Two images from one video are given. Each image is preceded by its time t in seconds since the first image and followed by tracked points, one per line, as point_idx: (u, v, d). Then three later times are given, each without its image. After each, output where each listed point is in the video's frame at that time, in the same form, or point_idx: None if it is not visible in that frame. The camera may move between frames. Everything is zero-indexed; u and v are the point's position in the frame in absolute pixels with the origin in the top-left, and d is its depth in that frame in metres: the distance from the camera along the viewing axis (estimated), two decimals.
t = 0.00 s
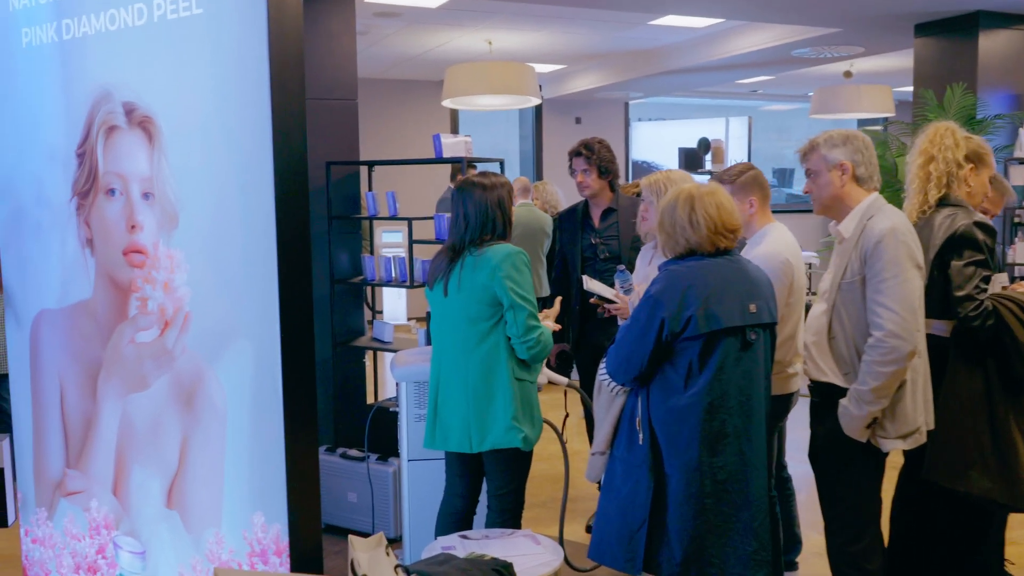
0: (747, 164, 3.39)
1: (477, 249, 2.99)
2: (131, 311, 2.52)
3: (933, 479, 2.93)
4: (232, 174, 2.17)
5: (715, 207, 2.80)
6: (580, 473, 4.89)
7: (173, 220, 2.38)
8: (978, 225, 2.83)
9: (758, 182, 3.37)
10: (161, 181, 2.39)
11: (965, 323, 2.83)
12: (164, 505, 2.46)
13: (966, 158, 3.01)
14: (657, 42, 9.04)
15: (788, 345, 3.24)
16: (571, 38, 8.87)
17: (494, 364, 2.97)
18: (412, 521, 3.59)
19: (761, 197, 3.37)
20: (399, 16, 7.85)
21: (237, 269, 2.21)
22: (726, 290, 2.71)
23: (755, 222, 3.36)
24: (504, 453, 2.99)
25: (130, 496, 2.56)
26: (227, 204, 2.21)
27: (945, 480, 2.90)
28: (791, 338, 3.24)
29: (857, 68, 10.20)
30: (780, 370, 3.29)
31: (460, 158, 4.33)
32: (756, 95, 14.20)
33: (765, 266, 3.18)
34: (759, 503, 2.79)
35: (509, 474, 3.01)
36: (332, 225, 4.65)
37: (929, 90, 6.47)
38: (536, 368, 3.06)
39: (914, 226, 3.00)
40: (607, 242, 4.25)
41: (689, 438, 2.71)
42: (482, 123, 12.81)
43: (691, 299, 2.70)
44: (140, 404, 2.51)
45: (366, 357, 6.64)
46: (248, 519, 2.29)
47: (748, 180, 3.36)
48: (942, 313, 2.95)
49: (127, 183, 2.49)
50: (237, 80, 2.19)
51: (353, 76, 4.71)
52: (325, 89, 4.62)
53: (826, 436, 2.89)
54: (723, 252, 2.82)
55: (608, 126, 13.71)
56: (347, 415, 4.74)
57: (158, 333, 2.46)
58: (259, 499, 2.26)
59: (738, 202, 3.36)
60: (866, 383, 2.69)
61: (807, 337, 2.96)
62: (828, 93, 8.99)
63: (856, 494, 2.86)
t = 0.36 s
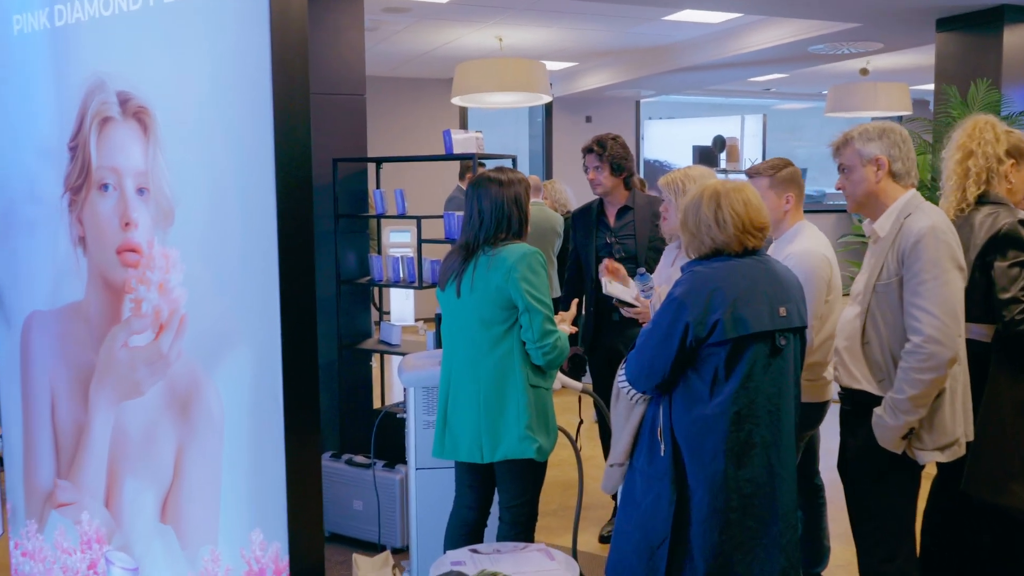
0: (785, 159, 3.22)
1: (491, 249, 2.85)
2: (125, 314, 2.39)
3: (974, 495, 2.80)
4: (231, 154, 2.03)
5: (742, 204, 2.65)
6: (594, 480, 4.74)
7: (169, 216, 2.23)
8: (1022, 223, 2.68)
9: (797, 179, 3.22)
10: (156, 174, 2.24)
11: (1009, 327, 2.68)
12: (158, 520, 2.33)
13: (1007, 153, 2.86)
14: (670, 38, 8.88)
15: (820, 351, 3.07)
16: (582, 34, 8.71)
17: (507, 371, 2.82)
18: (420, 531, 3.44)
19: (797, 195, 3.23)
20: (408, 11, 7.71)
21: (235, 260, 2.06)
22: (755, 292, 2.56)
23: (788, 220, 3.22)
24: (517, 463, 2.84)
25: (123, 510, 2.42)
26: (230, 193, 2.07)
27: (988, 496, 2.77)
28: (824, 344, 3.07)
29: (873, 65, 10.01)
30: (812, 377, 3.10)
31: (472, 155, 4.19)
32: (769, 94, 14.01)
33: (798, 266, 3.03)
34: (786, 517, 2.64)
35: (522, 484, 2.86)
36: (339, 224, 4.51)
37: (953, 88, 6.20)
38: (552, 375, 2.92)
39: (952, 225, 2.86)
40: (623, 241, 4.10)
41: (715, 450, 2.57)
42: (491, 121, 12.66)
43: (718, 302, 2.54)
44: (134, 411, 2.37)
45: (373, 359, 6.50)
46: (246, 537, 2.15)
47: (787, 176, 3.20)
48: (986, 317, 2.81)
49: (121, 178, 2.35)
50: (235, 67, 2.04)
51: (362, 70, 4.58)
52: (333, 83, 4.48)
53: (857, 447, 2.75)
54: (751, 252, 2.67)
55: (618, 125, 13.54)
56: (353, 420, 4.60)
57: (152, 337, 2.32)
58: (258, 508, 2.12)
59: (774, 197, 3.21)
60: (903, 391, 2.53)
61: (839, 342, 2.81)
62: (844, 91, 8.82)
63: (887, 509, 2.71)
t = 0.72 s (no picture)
0: (757, 159, 3.14)
1: (448, 255, 2.72)
2: (51, 324, 2.11)
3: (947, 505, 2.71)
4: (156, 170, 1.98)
5: (711, 207, 2.54)
6: (556, 490, 4.61)
7: (103, 218, 2.04)
8: (999, 228, 2.66)
9: (769, 179, 3.12)
10: (88, 171, 2.03)
11: (985, 333, 2.62)
12: (88, 549, 2.12)
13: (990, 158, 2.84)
14: (634, 41, 8.80)
15: (787, 359, 3.00)
16: (546, 37, 8.60)
17: (465, 384, 2.69)
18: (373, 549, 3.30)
19: (768, 197, 3.14)
20: (369, 12, 7.55)
21: (169, 270, 2.00)
22: (724, 299, 2.46)
23: (758, 221, 3.13)
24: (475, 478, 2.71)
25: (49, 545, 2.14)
26: (157, 213, 2.00)
27: (962, 506, 2.69)
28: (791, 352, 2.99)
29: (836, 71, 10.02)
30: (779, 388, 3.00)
31: (431, 156, 4.05)
32: (731, 100, 14.01)
33: (764, 267, 2.92)
34: (756, 534, 2.53)
35: (481, 500, 2.72)
36: (293, 228, 4.35)
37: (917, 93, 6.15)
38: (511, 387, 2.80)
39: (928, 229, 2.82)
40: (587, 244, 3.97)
41: (681, 464, 2.45)
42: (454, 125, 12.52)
43: (685, 310, 2.44)
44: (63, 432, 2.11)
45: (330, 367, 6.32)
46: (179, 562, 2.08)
47: (759, 175, 3.11)
48: (960, 321, 2.74)
49: (49, 175, 2.07)
50: (172, 60, 1.99)
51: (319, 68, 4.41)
52: (289, 82, 4.31)
53: (829, 460, 2.65)
54: (720, 258, 2.56)
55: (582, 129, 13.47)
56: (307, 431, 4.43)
57: (83, 350, 2.08)
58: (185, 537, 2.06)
59: (745, 198, 3.12)
60: (877, 402, 2.44)
61: (811, 350, 2.71)
62: (807, 96, 8.80)
63: (859, 523, 2.61)
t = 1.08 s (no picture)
0: (676, 153, 3.12)
1: (360, 258, 2.59)
2: None
3: (895, 509, 2.68)
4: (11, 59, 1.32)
5: (631, 203, 2.50)
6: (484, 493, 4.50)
7: None
8: (927, 223, 2.64)
9: (689, 174, 3.08)
10: None
11: (923, 329, 2.60)
12: None
13: (905, 155, 2.82)
14: (563, 37, 8.73)
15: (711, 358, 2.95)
16: (474, 33, 8.49)
17: (380, 392, 2.56)
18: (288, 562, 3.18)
19: (688, 192, 3.10)
20: (291, 5, 7.35)
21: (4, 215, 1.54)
22: (646, 298, 2.41)
23: (678, 217, 3.08)
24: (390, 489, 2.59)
25: None
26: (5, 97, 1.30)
27: (912, 508, 2.65)
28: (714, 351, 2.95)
29: (762, 69, 10.10)
30: (702, 388, 3.00)
31: (350, 153, 3.91)
32: (660, 97, 14.06)
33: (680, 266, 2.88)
34: (679, 538, 2.48)
35: (397, 512, 2.61)
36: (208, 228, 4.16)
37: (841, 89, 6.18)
38: (430, 397, 2.67)
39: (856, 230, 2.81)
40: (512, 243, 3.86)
41: (604, 469, 2.39)
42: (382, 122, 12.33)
43: (606, 310, 2.38)
44: None
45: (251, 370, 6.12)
46: None
47: (678, 170, 3.07)
48: (902, 320, 2.71)
49: None
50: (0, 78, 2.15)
51: (233, 62, 4.23)
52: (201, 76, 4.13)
53: (754, 463, 2.59)
54: (641, 255, 2.51)
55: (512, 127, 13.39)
56: (223, 438, 4.26)
57: None
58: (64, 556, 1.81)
59: (663, 194, 3.08)
60: (802, 401, 2.39)
61: (736, 348, 2.65)
62: (734, 93, 8.84)
63: (786, 526, 2.56)
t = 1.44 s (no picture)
0: (553, 159, 3.07)
1: (223, 276, 2.42)
2: None
3: (781, 516, 2.68)
4: None
5: (498, 213, 2.42)
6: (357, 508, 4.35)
7: None
8: (811, 226, 2.68)
9: (564, 180, 3.05)
10: None
11: (806, 332, 2.62)
12: None
13: (793, 160, 2.85)
14: (439, 35, 8.61)
15: (582, 368, 2.91)
16: (347, 30, 8.27)
17: (220, 426, 2.40)
18: None
19: (564, 198, 3.04)
20: None
21: None
22: (511, 314, 2.33)
23: (554, 223, 3.01)
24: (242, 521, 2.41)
25: None
26: None
27: (797, 514, 2.66)
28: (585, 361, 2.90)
29: (637, 70, 10.22)
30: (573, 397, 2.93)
31: (206, 156, 3.68)
32: (539, 96, 14.10)
33: (558, 276, 2.81)
34: (550, 558, 2.42)
35: (252, 543, 2.45)
36: (51, 238, 3.85)
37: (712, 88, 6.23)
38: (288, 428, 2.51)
39: (741, 231, 2.83)
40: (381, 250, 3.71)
41: (471, 490, 2.30)
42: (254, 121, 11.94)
43: (470, 327, 2.28)
44: None
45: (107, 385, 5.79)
46: None
47: (555, 176, 3.03)
48: (784, 322, 2.69)
49: None
50: None
51: (76, 59, 3.94)
52: (40, 74, 3.83)
53: (624, 477, 2.54)
54: (508, 267, 2.43)
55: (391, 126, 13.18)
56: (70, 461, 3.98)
57: None
58: None
59: (539, 199, 3.01)
60: (670, 413, 2.37)
61: (605, 360, 2.59)
62: (609, 93, 8.90)
63: (656, 539, 2.52)
